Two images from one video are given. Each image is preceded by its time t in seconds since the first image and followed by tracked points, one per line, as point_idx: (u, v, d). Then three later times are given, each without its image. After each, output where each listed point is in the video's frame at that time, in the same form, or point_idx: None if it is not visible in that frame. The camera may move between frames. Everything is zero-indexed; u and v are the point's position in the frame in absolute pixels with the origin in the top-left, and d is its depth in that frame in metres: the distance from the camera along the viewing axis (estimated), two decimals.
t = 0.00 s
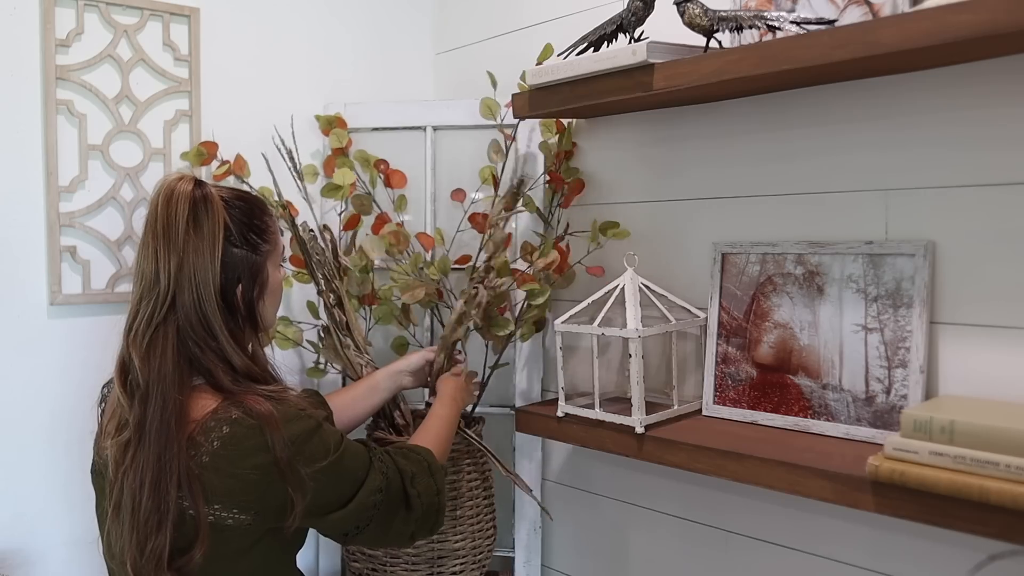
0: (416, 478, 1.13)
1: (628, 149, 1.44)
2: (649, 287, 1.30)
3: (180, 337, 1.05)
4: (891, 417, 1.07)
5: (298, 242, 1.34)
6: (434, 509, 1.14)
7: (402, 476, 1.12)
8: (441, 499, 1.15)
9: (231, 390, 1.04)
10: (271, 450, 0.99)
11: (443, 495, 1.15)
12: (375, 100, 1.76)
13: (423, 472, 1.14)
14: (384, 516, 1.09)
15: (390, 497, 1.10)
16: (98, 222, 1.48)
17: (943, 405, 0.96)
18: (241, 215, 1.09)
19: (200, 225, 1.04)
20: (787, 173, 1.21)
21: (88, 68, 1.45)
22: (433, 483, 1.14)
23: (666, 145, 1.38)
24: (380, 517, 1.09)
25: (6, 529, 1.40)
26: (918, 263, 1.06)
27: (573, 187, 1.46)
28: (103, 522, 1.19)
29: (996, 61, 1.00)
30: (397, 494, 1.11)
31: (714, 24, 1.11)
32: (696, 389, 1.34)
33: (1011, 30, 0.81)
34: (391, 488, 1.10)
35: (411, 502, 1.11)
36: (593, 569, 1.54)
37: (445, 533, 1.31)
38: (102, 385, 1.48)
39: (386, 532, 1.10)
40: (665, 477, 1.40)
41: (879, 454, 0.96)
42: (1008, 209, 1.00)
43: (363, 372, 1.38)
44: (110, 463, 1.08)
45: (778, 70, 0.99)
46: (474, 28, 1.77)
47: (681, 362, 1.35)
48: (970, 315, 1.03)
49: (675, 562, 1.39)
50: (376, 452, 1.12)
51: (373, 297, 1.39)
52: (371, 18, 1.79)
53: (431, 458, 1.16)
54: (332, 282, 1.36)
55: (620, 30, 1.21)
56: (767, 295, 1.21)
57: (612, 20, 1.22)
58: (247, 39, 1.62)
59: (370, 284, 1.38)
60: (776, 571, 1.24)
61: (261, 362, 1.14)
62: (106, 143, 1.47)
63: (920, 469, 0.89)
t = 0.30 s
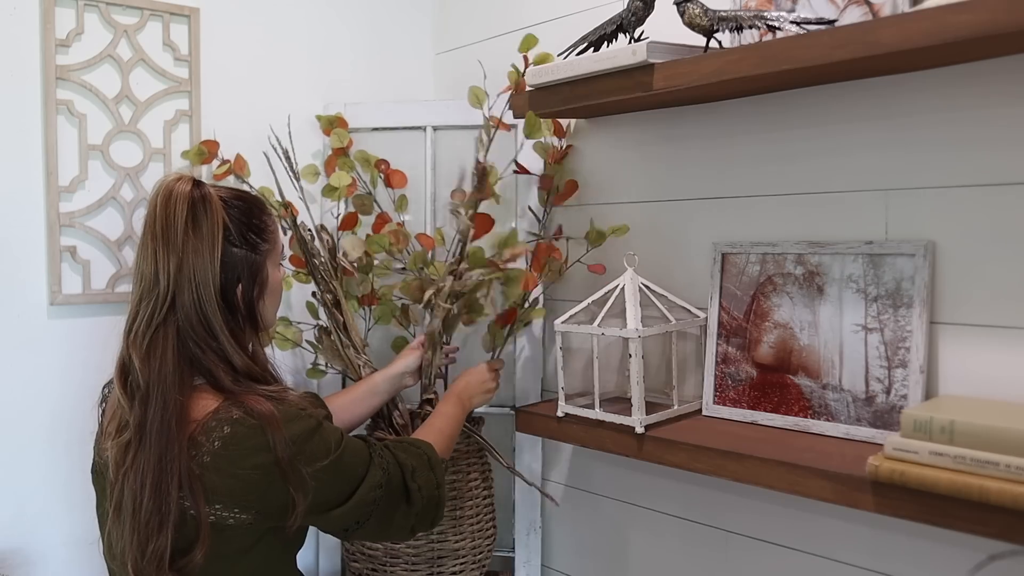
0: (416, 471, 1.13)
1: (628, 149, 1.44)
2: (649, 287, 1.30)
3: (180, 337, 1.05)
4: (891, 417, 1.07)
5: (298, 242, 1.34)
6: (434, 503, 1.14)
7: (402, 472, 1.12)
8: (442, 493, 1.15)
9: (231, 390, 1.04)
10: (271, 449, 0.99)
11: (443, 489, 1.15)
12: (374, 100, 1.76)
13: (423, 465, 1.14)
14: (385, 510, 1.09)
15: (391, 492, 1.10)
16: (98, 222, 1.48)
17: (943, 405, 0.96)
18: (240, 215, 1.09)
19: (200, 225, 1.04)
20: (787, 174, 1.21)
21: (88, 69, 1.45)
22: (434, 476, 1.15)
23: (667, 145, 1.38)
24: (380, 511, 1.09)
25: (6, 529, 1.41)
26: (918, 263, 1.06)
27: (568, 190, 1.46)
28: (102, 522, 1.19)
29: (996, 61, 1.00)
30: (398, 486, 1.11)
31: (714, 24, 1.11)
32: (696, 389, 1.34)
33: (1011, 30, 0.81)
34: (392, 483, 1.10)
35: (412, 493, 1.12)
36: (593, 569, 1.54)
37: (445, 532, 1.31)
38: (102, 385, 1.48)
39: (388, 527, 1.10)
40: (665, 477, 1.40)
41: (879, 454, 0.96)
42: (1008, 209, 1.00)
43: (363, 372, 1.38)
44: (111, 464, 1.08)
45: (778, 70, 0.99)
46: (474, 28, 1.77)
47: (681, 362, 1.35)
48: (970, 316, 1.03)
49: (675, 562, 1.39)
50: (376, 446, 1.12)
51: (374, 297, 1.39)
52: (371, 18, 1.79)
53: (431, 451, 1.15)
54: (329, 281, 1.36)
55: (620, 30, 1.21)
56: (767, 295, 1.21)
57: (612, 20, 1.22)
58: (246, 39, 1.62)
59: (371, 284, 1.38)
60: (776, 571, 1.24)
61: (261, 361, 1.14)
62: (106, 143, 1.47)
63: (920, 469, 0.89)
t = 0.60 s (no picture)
0: (417, 474, 1.13)
1: (627, 149, 1.44)
2: (649, 287, 1.30)
3: (180, 337, 1.05)
4: (891, 417, 1.07)
5: (299, 241, 1.34)
6: (436, 506, 1.14)
7: (402, 475, 1.12)
8: (442, 496, 1.15)
9: (231, 391, 1.04)
10: (271, 450, 0.99)
11: (444, 491, 1.15)
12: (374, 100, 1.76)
13: (424, 468, 1.14)
14: (386, 513, 1.09)
15: (392, 494, 1.10)
16: (98, 222, 1.48)
17: (943, 405, 0.96)
18: (241, 215, 1.09)
19: (200, 225, 1.04)
20: (787, 174, 1.21)
21: (88, 68, 1.45)
22: (435, 479, 1.14)
23: (666, 146, 1.38)
24: (381, 516, 1.09)
25: (6, 529, 1.40)
26: (918, 263, 1.06)
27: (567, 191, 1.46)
28: (102, 522, 1.19)
29: (996, 61, 1.00)
30: (399, 489, 1.11)
31: (714, 24, 1.11)
32: (696, 390, 1.34)
33: (1010, 30, 0.81)
34: (393, 484, 1.10)
35: (413, 497, 1.12)
36: (593, 569, 1.54)
37: (445, 533, 1.31)
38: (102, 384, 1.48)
39: (388, 530, 1.10)
40: (665, 477, 1.40)
41: (879, 454, 0.96)
42: (1008, 209, 1.00)
43: (363, 372, 1.38)
44: (111, 465, 1.08)
45: (778, 70, 0.99)
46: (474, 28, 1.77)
47: (681, 362, 1.35)
48: (970, 316, 1.03)
49: (675, 562, 1.39)
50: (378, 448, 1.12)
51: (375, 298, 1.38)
52: (371, 18, 1.79)
53: (433, 454, 1.16)
54: (329, 282, 1.35)
55: (619, 30, 1.21)
56: (767, 295, 1.21)
57: (612, 20, 1.22)
58: (246, 39, 1.62)
59: (372, 284, 1.38)
60: (776, 571, 1.24)
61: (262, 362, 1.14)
62: (106, 143, 1.47)
63: (920, 469, 0.89)
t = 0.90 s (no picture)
0: (415, 462, 1.12)
1: (628, 149, 1.44)
2: (649, 286, 1.30)
3: (175, 337, 1.05)
4: (891, 417, 1.07)
5: (299, 241, 1.35)
6: (435, 491, 1.14)
7: (401, 461, 1.12)
8: (441, 484, 1.15)
9: (227, 390, 1.04)
10: (269, 449, 0.99)
11: (443, 479, 1.15)
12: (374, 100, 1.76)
13: (422, 455, 1.14)
14: (386, 503, 1.09)
15: (391, 485, 1.10)
16: (98, 222, 1.48)
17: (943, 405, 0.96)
18: (236, 215, 1.09)
19: (195, 225, 1.04)
20: (787, 174, 1.21)
21: (88, 68, 1.45)
22: (432, 465, 1.14)
23: (666, 146, 1.38)
24: (381, 501, 1.09)
25: (5, 529, 1.40)
26: (918, 263, 1.06)
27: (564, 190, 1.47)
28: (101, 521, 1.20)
29: (997, 61, 0.99)
30: (397, 478, 1.11)
31: (714, 24, 1.11)
32: (696, 390, 1.34)
33: (1010, 30, 0.81)
34: (392, 475, 1.10)
35: (412, 485, 1.11)
36: (593, 569, 1.54)
37: (444, 532, 1.31)
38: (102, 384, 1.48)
39: (387, 519, 1.10)
40: (665, 477, 1.40)
41: (879, 454, 0.96)
42: (1008, 209, 1.00)
43: (363, 372, 1.39)
44: (107, 465, 1.08)
45: (778, 70, 0.99)
46: (474, 28, 1.77)
47: (681, 362, 1.35)
48: (969, 316, 1.03)
49: (675, 562, 1.39)
50: (376, 437, 1.12)
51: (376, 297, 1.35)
52: (371, 19, 1.79)
53: (429, 440, 1.16)
54: (330, 281, 1.37)
55: (620, 30, 1.21)
56: (767, 295, 1.21)
57: (612, 20, 1.22)
58: (247, 40, 1.62)
59: (373, 282, 1.35)
60: (776, 571, 1.24)
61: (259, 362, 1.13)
62: (106, 143, 1.47)
63: (920, 469, 0.89)
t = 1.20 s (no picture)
0: (411, 467, 1.12)
1: (628, 149, 1.44)
2: (649, 286, 1.30)
3: (170, 336, 1.05)
4: (891, 417, 1.07)
5: (298, 242, 1.35)
6: (434, 495, 1.15)
7: (398, 465, 1.12)
8: (438, 487, 1.15)
9: (223, 389, 1.04)
10: (264, 448, 0.99)
11: (440, 483, 1.15)
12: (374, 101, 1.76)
13: (418, 460, 1.14)
14: (383, 508, 1.09)
15: (388, 489, 1.10)
16: (98, 222, 1.48)
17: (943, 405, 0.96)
18: (230, 213, 1.09)
19: (188, 224, 1.04)
20: (787, 174, 1.21)
21: (88, 69, 1.45)
22: (429, 470, 1.14)
23: (667, 146, 1.38)
24: (379, 508, 1.09)
25: (5, 529, 1.40)
26: (918, 263, 1.06)
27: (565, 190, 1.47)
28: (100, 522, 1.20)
29: (997, 61, 0.99)
30: (395, 485, 1.11)
31: (714, 24, 1.11)
32: (696, 390, 1.34)
33: (1011, 30, 0.81)
34: (389, 478, 1.10)
35: (409, 492, 1.12)
36: (593, 569, 1.54)
37: (444, 532, 1.31)
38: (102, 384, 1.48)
39: (384, 523, 1.10)
40: (665, 477, 1.40)
41: (879, 454, 0.96)
42: (1008, 209, 1.00)
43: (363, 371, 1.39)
44: (104, 465, 1.08)
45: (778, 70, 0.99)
46: (474, 28, 1.77)
47: (681, 362, 1.35)
48: (970, 316, 1.03)
49: (675, 562, 1.39)
50: (372, 440, 1.12)
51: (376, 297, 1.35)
52: (371, 19, 1.79)
53: (425, 445, 1.15)
54: (331, 280, 1.37)
55: (620, 30, 1.21)
56: (767, 295, 1.21)
57: (612, 20, 1.22)
58: (247, 40, 1.62)
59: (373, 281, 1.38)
60: (776, 571, 1.24)
61: (257, 360, 1.13)
62: (106, 143, 1.47)
63: (920, 469, 0.89)
